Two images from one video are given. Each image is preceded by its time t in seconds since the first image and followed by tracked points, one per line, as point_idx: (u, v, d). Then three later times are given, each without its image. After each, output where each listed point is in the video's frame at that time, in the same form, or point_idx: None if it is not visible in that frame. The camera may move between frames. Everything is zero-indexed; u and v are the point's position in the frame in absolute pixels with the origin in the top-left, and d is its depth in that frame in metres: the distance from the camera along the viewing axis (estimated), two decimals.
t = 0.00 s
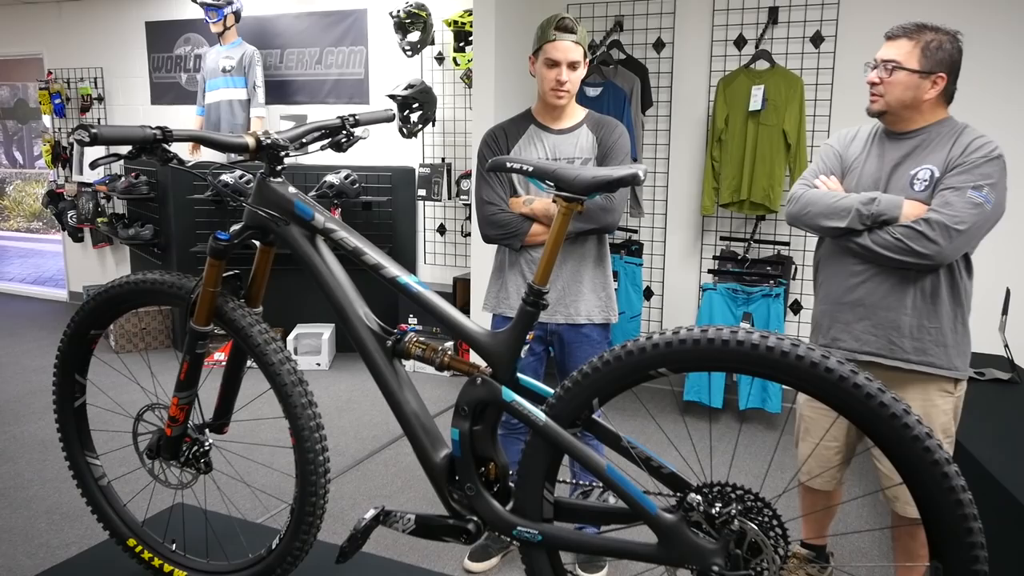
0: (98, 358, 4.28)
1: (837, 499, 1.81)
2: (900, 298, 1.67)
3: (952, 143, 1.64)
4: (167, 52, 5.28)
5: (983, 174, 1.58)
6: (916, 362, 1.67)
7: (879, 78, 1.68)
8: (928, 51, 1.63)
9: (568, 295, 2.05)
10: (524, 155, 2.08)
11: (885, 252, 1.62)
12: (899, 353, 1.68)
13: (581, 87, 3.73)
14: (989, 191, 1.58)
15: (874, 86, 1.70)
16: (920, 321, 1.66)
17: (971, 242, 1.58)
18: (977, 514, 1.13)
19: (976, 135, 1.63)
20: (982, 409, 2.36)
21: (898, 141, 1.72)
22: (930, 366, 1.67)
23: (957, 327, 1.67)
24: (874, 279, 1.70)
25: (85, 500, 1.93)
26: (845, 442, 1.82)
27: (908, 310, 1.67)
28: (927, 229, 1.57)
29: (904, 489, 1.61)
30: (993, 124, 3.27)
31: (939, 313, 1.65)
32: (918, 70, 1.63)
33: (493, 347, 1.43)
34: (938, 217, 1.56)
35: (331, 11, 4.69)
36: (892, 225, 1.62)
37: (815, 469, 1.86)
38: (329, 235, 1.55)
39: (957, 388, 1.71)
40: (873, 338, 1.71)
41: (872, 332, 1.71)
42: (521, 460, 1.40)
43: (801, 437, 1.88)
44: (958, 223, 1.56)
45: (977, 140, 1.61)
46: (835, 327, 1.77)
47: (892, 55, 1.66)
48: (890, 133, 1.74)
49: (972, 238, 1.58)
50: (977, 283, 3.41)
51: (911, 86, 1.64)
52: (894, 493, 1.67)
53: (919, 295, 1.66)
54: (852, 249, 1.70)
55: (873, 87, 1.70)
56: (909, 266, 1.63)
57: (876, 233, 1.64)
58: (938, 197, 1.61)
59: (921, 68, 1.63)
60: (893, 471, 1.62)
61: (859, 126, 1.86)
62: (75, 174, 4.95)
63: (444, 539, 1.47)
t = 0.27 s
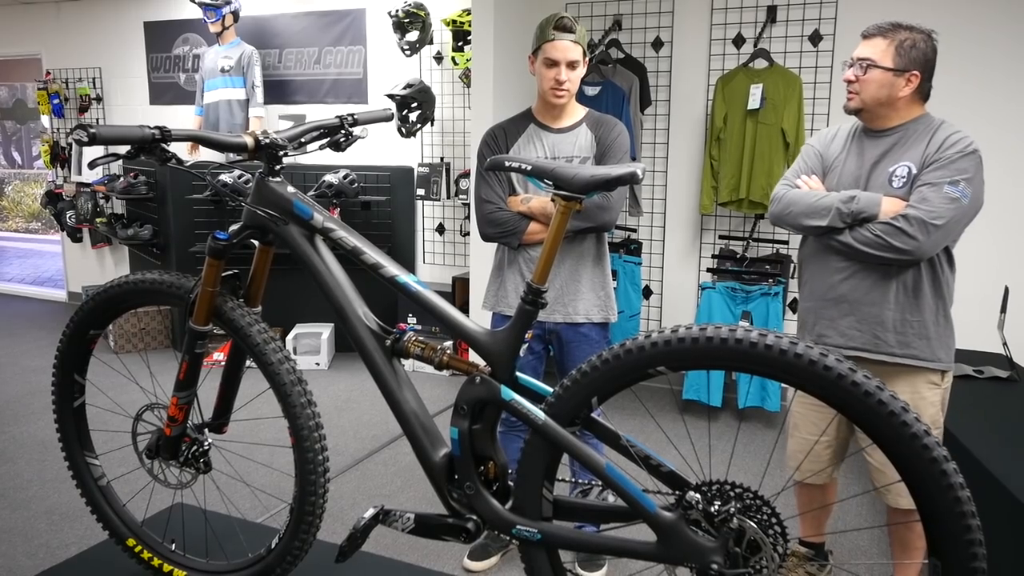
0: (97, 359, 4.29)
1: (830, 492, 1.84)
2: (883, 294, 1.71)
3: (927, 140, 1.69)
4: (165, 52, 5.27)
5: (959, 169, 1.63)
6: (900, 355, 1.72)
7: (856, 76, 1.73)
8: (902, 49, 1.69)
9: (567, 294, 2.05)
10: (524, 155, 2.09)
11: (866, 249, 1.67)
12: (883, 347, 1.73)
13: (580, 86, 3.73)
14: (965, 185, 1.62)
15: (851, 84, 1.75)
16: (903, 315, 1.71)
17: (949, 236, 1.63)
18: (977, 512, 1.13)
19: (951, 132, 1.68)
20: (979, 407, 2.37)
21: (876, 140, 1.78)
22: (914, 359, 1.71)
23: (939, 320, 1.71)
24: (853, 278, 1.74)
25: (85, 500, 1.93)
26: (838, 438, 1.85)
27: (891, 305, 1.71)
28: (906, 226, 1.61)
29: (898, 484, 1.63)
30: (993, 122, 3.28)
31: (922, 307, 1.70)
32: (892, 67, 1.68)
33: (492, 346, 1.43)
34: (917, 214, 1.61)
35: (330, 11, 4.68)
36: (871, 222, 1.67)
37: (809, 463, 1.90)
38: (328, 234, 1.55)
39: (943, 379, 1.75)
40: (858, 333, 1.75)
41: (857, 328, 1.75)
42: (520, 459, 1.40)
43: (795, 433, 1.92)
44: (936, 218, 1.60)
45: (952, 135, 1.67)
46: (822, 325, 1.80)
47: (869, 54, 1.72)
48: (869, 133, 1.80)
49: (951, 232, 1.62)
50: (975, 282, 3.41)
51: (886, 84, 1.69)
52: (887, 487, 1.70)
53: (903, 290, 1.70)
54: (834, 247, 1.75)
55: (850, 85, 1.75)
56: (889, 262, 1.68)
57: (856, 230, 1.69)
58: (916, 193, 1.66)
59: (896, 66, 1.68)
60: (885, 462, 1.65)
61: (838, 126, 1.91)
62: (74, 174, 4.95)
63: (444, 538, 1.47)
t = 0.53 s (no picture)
0: (96, 362, 4.28)
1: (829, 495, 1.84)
2: (877, 296, 1.72)
3: (917, 143, 1.70)
4: (165, 56, 5.28)
5: (949, 171, 1.63)
6: (896, 356, 1.72)
7: (849, 85, 1.73)
8: (893, 55, 1.69)
9: (566, 297, 2.05)
10: (523, 158, 2.09)
11: (859, 251, 1.67)
12: (879, 349, 1.73)
13: (579, 89, 3.73)
14: (956, 187, 1.63)
15: (844, 92, 1.75)
16: (897, 317, 1.71)
17: (941, 237, 1.63)
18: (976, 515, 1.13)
19: (940, 134, 1.69)
20: (978, 410, 2.37)
21: (867, 144, 1.78)
22: (910, 360, 1.71)
23: (933, 320, 1.72)
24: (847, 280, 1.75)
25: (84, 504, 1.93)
26: (835, 441, 1.85)
27: (885, 306, 1.71)
28: (897, 228, 1.62)
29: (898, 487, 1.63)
30: (990, 124, 3.29)
31: (915, 307, 1.70)
32: (885, 73, 1.68)
33: (491, 350, 1.43)
34: (908, 215, 1.61)
35: (329, 15, 4.69)
36: (864, 225, 1.67)
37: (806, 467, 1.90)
38: (327, 238, 1.55)
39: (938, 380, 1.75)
40: (853, 335, 1.75)
41: (852, 330, 1.75)
42: (519, 463, 1.40)
43: (791, 437, 1.92)
44: (927, 219, 1.61)
45: (941, 138, 1.67)
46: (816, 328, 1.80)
47: (860, 61, 1.71)
48: (859, 138, 1.80)
49: (943, 233, 1.63)
50: (974, 285, 3.41)
51: (880, 89, 1.69)
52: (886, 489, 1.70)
53: (896, 292, 1.71)
54: (828, 251, 1.75)
55: (843, 93, 1.75)
56: (882, 264, 1.69)
57: (848, 234, 1.69)
58: (906, 196, 1.67)
59: (888, 71, 1.68)
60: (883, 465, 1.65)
61: (829, 131, 1.92)
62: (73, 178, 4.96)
63: (443, 542, 1.47)
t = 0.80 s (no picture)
0: (96, 360, 4.29)
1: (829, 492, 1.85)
2: (877, 293, 1.72)
3: (918, 140, 1.70)
4: (165, 54, 5.28)
5: (949, 169, 1.63)
6: (895, 354, 1.72)
7: (858, 88, 1.70)
8: (898, 54, 1.68)
9: (566, 295, 2.05)
10: (522, 156, 2.09)
11: (859, 249, 1.68)
12: (878, 347, 1.73)
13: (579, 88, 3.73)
14: (956, 184, 1.63)
15: (851, 95, 1.72)
16: (897, 315, 1.71)
17: (942, 235, 1.63)
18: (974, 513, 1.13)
19: (941, 132, 1.69)
20: (978, 408, 2.37)
21: (867, 142, 1.78)
22: (909, 358, 1.71)
23: (933, 319, 1.72)
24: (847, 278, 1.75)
25: (84, 502, 1.93)
26: (834, 439, 1.85)
27: (884, 304, 1.71)
28: (898, 225, 1.62)
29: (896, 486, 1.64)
30: (991, 123, 3.28)
31: (914, 306, 1.70)
32: (894, 74, 1.67)
33: (492, 348, 1.43)
34: (907, 212, 1.62)
35: (330, 13, 4.69)
36: (863, 224, 1.68)
37: (805, 465, 1.90)
38: (327, 236, 1.56)
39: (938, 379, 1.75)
40: (852, 333, 1.75)
41: (851, 327, 1.75)
42: (519, 461, 1.40)
43: (789, 435, 1.92)
44: (927, 216, 1.61)
45: (941, 136, 1.67)
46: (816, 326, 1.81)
47: (866, 63, 1.69)
48: (860, 136, 1.80)
49: (943, 231, 1.63)
50: (973, 283, 3.41)
51: (890, 90, 1.68)
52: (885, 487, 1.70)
53: (896, 290, 1.71)
54: (828, 248, 1.75)
55: (851, 96, 1.72)
56: (882, 262, 1.69)
57: (849, 231, 1.69)
58: (906, 193, 1.67)
59: (896, 71, 1.67)
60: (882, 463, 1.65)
61: (829, 130, 1.92)
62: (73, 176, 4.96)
63: (442, 540, 1.47)
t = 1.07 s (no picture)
0: (97, 358, 4.29)
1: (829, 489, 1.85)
2: (878, 289, 1.72)
3: (921, 137, 1.70)
4: (165, 51, 5.27)
5: (952, 166, 1.63)
6: (895, 351, 1.71)
7: (866, 84, 1.69)
8: (904, 49, 1.67)
9: (566, 292, 2.05)
10: (523, 153, 2.09)
11: (860, 244, 1.67)
12: (878, 343, 1.73)
13: (580, 85, 3.73)
14: (958, 181, 1.63)
15: (858, 91, 1.71)
16: (897, 311, 1.71)
17: (943, 232, 1.63)
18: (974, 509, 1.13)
19: (944, 128, 1.69)
20: (978, 405, 2.38)
21: (871, 138, 1.78)
22: (908, 354, 1.71)
23: (933, 316, 1.72)
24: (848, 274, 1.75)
25: (85, 498, 1.94)
26: (835, 436, 1.85)
27: (885, 300, 1.71)
28: (900, 221, 1.62)
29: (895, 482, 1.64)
30: (992, 120, 3.28)
31: (915, 302, 1.70)
32: (901, 69, 1.66)
33: (492, 346, 1.43)
34: (910, 208, 1.62)
35: (330, 10, 4.68)
36: (865, 219, 1.67)
37: (805, 461, 1.90)
38: (328, 233, 1.55)
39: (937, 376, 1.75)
40: (853, 329, 1.75)
41: (852, 324, 1.75)
42: (520, 458, 1.40)
43: (789, 432, 1.93)
44: (929, 213, 1.61)
45: (945, 132, 1.67)
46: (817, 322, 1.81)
47: (874, 59, 1.67)
48: (864, 132, 1.80)
49: (945, 227, 1.63)
50: (973, 280, 3.41)
51: (898, 86, 1.68)
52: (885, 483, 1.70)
53: (896, 286, 1.71)
54: (829, 244, 1.75)
55: (858, 92, 1.71)
56: (883, 258, 1.68)
57: (850, 226, 1.69)
58: (909, 189, 1.67)
59: (903, 67, 1.67)
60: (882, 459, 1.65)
61: (832, 126, 1.92)
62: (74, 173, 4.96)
63: (443, 536, 1.48)
